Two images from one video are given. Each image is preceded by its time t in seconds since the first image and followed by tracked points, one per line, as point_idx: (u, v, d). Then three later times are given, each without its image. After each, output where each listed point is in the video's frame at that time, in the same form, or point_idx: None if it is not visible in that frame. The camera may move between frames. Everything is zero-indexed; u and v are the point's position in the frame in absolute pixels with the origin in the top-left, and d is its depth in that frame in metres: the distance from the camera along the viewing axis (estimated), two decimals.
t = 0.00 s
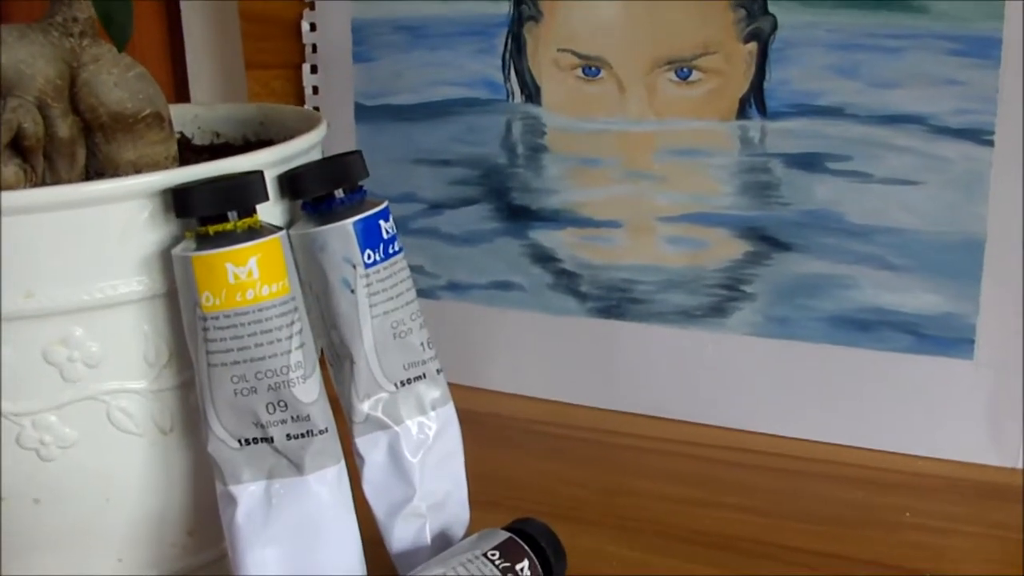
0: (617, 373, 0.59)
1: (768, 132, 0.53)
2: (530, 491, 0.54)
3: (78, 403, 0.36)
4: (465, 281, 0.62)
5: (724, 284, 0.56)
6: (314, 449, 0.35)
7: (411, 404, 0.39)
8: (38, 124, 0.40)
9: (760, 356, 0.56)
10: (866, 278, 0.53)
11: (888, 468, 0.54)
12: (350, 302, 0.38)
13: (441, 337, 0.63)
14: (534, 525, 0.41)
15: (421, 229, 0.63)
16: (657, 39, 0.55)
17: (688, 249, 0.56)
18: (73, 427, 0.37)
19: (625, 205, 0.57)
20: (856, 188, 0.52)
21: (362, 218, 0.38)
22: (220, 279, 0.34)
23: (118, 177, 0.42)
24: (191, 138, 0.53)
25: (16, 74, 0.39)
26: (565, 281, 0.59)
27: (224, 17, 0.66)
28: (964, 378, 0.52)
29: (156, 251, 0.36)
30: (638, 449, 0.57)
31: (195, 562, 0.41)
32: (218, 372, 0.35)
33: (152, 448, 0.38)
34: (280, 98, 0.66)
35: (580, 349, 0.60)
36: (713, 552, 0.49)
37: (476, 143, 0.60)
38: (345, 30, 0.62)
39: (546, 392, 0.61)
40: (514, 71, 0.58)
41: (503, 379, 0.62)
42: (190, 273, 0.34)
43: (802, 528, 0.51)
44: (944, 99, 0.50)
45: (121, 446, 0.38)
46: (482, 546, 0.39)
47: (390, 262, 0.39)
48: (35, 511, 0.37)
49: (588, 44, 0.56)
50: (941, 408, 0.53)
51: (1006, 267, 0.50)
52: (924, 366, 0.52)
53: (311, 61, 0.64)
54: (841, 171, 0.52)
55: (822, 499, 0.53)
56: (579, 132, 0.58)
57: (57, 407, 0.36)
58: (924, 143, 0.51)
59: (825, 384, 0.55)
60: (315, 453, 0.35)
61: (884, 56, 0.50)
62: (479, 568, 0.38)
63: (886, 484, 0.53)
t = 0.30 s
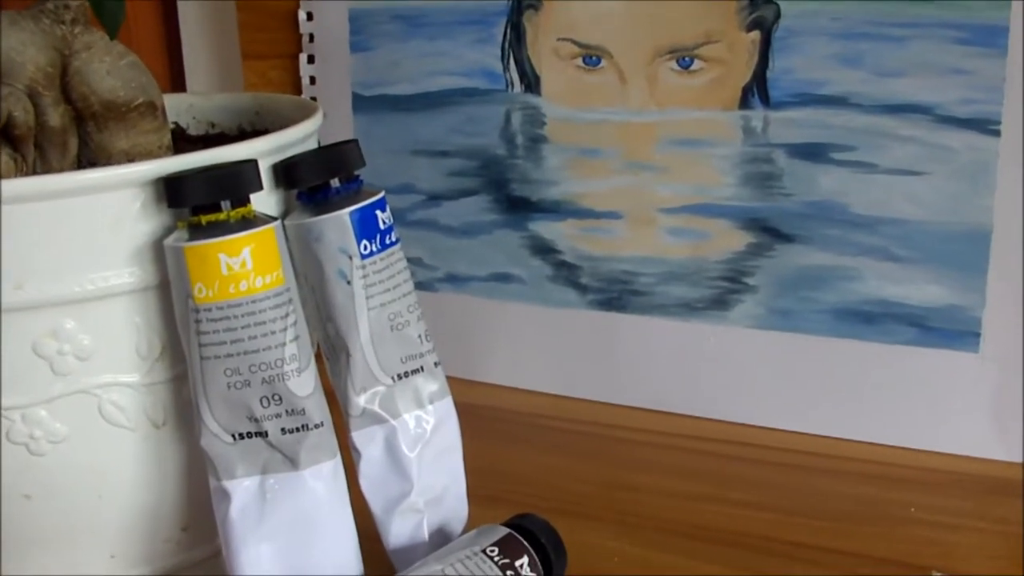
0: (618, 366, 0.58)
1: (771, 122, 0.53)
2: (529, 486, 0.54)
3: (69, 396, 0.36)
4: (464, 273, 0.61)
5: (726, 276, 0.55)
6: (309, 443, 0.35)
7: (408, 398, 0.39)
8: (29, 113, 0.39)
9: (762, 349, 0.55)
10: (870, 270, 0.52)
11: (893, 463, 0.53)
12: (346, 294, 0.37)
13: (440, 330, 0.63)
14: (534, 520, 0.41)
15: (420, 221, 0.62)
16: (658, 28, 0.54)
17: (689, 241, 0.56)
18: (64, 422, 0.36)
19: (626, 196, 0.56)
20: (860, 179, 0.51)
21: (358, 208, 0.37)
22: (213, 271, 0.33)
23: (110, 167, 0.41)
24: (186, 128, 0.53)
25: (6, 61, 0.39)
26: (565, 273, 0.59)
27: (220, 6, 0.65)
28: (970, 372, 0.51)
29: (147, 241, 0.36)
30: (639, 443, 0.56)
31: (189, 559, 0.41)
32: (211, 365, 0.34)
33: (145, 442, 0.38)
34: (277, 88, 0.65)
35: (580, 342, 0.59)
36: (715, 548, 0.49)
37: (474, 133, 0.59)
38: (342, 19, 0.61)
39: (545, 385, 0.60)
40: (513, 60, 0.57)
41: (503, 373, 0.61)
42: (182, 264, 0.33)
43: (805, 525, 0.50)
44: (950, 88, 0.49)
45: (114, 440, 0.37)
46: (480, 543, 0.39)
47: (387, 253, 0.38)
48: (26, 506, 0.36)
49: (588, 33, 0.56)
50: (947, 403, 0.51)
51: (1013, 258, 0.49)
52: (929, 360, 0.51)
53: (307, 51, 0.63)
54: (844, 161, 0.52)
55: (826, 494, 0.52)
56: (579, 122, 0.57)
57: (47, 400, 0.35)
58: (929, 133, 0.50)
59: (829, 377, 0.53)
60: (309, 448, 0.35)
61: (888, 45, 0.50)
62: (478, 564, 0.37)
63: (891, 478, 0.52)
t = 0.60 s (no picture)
0: (619, 360, 0.58)
1: (774, 112, 0.52)
2: (529, 482, 0.53)
3: (61, 390, 0.35)
4: (463, 265, 0.60)
5: (728, 269, 0.54)
6: (305, 438, 0.34)
7: (406, 392, 0.38)
8: (20, 102, 0.38)
9: (765, 342, 0.54)
10: (874, 262, 0.51)
11: (899, 458, 0.52)
12: (342, 286, 0.36)
13: (439, 323, 0.62)
14: (533, 516, 0.40)
15: (418, 213, 0.61)
16: (659, 17, 0.53)
17: (691, 233, 0.55)
18: (55, 416, 0.35)
19: (627, 187, 0.56)
20: (864, 170, 0.51)
21: (355, 198, 0.36)
22: (206, 262, 0.32)
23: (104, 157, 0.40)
24: (182, 119, 0.52)
25: None
26: (565, 265, 0.58)
27: None
28: (975, 365, 0.50)
29: (140, 232, 0.35)
30: (641, 437, 0.56)
31: (183, 556, 0.40)
32: (204, 358, 0.33)
33: (138, 437, 0.37)
34: (274, 79, 0.64)
35: (581, 335, 0.58)
36: (717, 546, 0.48)
37: (473, 123, 0.58)
38: (339, 8, 0.60)
39: (546, 378, 0.60)
40: (513, 50, 0.57)
41: (502, 367, 0.61)
42: (174, 255, 0.33)
43: (807, 522, 0.50)
44: (956, 77, 0.48)
45: (107, 435, 0.36)
46: (479, 539, 0.38)
47: (384, 244, 0.37)
48: (18, 503, 0.36)
49: (589, 22, 0.55)
50: (952, 397, 0.51)
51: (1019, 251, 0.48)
52: (935, 353, 0.51)
53: (305, 42, 0.62)
54: (848, 152, 0.51)
55: (829, 487, 0.51)
56: (579, 113, 0.56)
57: (38, 394, 0.35)
58: (935, 124, 0.49)
59: (833, 371, 0.53)
60: (305, 443, 0.34)
61: (893, 34, 0.49)
62: (477, 560, 0.36)
63: (897, 473, 0.51)
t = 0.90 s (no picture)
0: (619, 353, 0.57)
1: (777, 102, 0.51)
2: (528, 476, 0.52)
3: (51, 383, 0.34)
4: (463, 258, 0.60)
5: (731, 261, 0.54)
6: (300, 432, 0.33)
7: (403, 385, 0.37)
8: (10, 92, 0.37)
9: (768, 335, 0.53)
10: (879, 254, 0.51)
11: (903, 453, 0.51)
12: (338, 278, 0.36)
13: (437, 316, 0.61)
14: (533, 511, 0.39)
15: (417, 205, 0.60)
16: (661, 6, 0.52)
17: (693, 224, 0.54)
18: (47, 411, 0.34)
19: (628, 178, 0.55)
20: (868, 161, 0.50)
21: (351, 188, 0.35)
22: (198, 252, 0.32)
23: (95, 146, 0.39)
24: (177, 109, 0.51)
25: None
26: (566, 258, 0.57)
27: None
28: (981, 359, 0.49)
29: (132, 223, 0.34)
30: (642, 431, 0.55)
31: (177, 552, 0.39)
32: (197, 351, 0.32)
33: (131, 431, 0.36)
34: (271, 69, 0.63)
35: (581, 329, 0.58)
36: (719, 541, 0.47)
37: (472, 114, 0.58)
38: None
39: (546, 372, 0.59)
40: (513, 40, 0.56)
41: (502, 360, 0.60)
42: (166, 246, 0.32)
43: (812, 518, 0.48)
44: (962, 66, 0.47)
45: (98, 430, 0.36)
46: (478, 535, 0.37)
47: (381, 235, 0.37)
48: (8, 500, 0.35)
49: (589, 11, 0.54)
50: (957, 391, 0.50)
51: None
52: (940, 346, 0.50)
53: (301, 31, 0.61)
54: (853, 142, 0.50)
55: (833, 483, 0.50)
56: (580, 103, 0.55)
57: (29, 388, 0.34)
58: (940, 113, 0.48)
59: (836, 364, 0.52)
60: (300, 437, 0.33)
61: (898, 22, 0.48)
62: (475, 557, 0.36)
63: (901, 467, 0.51)
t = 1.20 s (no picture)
0: (620, 346, 0.56)
1: (781, 90, 0.50)
2: (528, 470, 0.51)
3: (40, 375, 0.33)
4: (462, 248, 0.59)
5: (733, 252, 0.53)
6: (294, 426, 0.33)
7: (400, 377, 0.37)
8: None
9: (771, 326, 0.53)
10: (884, 244, 0.50)
11: (908, 446, 0.51)
12: (333, 267, 0.35)
13: (436, 308, 0.60)
14: (532, 506, 0.39)
15: (415, 194, 0.59)
16: None
17: (695, 214, 0.53)
18: (35, 405, 0.34)
19: (629, 167, 0.54)
20: (873, 150, 0.49)
21: (346, 175, 0.35)
22: (189, 241, 0.31)
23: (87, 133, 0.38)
24: (170, 97, 0.50)
25: None
26: (566, 248, 0.56)
27: None
28: (988, 351, 0.48)
29: (121, 211, 0.33)
30: (643, 425, 0.54)
31: (171, 548, 0.39)
32: (188, 342, 0.32)
33: (122, 424, 0.35)
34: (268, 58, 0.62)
35: (582, 320, 0.57)
36: (723, 536, 0.46)
37: (471, 102, 0.57)
38: None
39: (546, 364, 0.58)
40: (512, 27, 0.55)
41: (501, 353, 0.59)
42: (156, 234, 0.31)
43: (817, 513, 0.48)
44: (970, 53, 0.46)
45: (88, 422, 0.35)
46: (476, 531, 0.36)
47: (377, 224, 0.36)
48: None
49: None
50: (963, 383, 0.49)
51: None
52: (946, 338, 0.49)
53: (298, 18, 0.60)
54: (857, 131, 0.49)
55: (839, 478, 0.50)
56: (580, 91, 0.54)
57: (17, 380, 0.33)
58: (947, 101, 0.47)
59: (841, 356, 0.51)
60: (294, 430, 0.33)
61: (904, 8, 0.47)
62: (474, 553, 0.35)
63: (906, 461, 0.50)
